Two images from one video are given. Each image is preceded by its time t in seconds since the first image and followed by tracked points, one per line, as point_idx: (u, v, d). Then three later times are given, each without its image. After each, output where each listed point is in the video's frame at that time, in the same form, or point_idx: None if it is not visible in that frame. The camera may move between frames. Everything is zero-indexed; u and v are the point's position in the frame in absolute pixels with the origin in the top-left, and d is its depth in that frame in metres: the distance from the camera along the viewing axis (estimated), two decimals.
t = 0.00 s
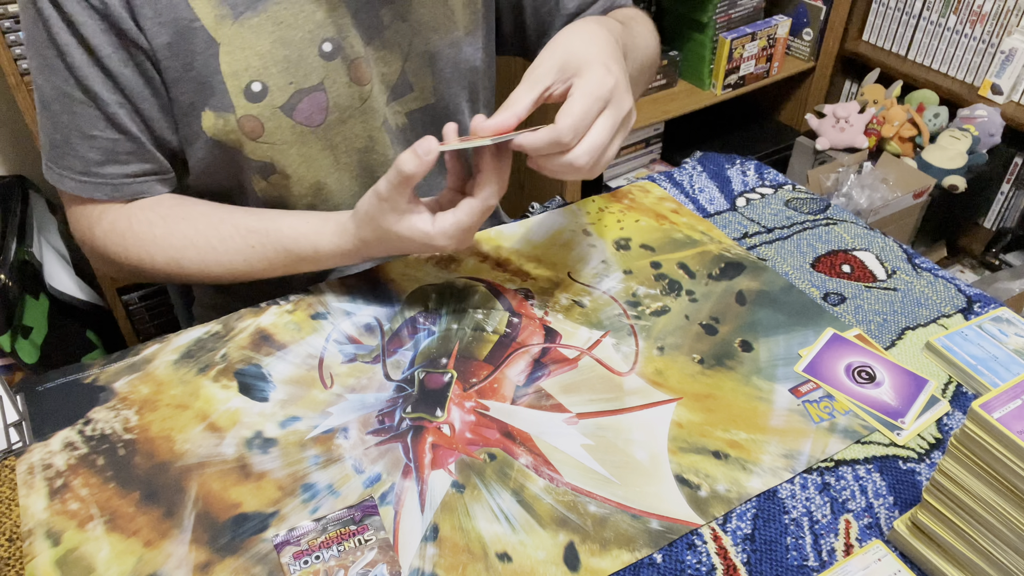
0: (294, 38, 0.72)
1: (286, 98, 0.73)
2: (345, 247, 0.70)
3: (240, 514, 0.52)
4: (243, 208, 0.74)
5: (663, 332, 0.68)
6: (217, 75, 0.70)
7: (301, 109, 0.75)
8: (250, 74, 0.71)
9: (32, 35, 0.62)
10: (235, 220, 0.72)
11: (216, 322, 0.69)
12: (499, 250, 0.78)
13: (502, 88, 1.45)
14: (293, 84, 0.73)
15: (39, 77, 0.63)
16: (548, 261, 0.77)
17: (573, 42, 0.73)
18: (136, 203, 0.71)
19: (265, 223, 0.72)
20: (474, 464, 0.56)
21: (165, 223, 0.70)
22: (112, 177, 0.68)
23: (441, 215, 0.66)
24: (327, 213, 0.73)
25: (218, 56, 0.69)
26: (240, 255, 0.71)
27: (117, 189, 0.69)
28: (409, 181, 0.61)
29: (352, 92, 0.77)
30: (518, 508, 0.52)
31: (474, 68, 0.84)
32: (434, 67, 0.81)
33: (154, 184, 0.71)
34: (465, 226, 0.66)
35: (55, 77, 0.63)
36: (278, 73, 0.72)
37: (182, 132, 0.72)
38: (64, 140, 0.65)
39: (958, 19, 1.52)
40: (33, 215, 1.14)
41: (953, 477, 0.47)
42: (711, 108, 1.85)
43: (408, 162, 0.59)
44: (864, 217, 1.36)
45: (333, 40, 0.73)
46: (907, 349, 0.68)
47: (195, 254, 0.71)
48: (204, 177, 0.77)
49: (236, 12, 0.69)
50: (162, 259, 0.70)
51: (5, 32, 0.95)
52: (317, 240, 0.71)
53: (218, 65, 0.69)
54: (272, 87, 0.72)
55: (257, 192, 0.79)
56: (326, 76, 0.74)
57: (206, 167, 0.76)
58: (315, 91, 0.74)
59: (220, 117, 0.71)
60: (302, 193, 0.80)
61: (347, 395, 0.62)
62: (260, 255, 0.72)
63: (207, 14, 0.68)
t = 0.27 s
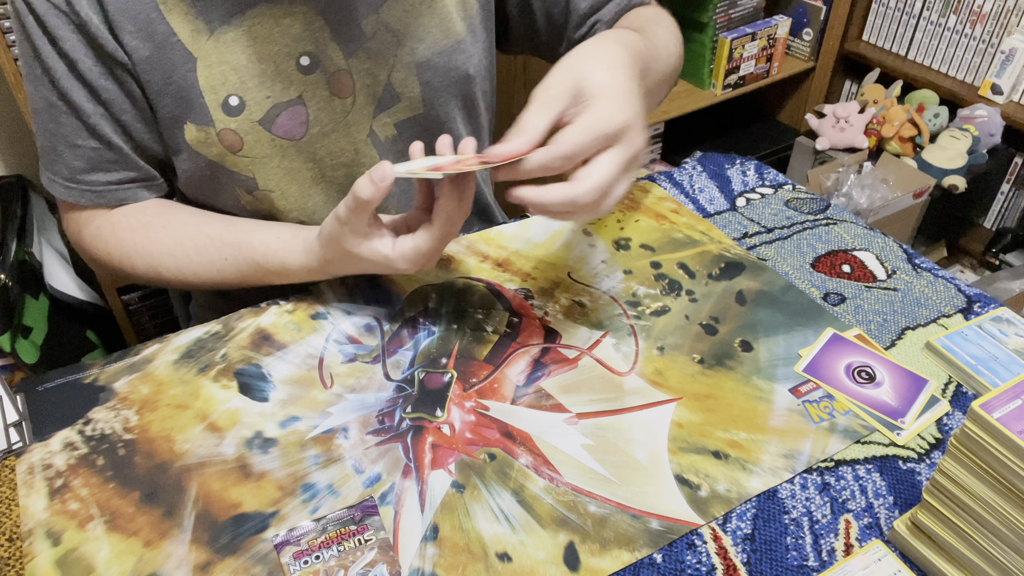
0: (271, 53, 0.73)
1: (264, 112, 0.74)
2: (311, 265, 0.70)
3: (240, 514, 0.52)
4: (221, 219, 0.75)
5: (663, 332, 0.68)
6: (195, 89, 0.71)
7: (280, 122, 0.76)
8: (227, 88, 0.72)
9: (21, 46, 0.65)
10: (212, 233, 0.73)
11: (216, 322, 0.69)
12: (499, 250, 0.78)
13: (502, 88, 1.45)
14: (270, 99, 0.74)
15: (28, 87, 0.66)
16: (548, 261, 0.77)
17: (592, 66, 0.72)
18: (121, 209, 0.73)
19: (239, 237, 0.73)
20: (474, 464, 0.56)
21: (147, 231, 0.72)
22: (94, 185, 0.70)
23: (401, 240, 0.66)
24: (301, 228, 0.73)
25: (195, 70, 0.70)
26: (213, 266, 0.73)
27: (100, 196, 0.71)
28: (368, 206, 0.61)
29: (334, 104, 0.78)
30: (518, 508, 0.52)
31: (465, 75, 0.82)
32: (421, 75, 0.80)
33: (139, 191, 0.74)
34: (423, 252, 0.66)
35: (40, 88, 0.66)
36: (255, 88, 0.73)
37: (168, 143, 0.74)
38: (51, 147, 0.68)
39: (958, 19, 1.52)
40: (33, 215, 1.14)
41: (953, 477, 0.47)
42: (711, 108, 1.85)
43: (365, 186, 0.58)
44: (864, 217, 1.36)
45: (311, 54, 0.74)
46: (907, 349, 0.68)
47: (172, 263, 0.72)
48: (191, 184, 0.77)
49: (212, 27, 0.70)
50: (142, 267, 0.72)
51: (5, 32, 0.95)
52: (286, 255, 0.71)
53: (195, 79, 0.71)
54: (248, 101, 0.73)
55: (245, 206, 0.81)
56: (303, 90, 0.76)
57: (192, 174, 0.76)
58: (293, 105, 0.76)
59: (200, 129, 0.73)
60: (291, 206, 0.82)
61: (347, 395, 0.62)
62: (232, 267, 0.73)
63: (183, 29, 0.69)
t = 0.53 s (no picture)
0: (257, 60, 0.73)
1: (251, 120, 0.75)
2: (286, 272, 0.69)
3: (240, 514, 0.52)
4: (207, 220, 0.75)
5: (663, 332, 0.68)
6: (183, 96, 0.71)
7: (268, 130, 0.76)
8: (214, 96, 0.72)
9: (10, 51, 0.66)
10: (196, 237, 0.73)
11: (216, 322, 0.69)
12: (499, 250, 0.78)
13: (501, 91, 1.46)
14: (258, 106, 0.74)
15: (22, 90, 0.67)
16: (547, 261, 0.77)
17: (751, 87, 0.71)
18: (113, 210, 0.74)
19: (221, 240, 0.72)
20: (474, 464, 0.56)
21: (135, 232, 0.73)
22: (83, 187, 0.71)
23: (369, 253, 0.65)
24: (281, 232, 0.72)
25: (183, 77, 0.70)
26: (197, 270, 0.72)
27: (91, 197, 0.72)
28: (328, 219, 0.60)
29: (323, 113, 0.78)
30: (518, 508, 0.52)
31: (458, 87, 0.83)
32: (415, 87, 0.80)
33: (130, 191, 0.75)
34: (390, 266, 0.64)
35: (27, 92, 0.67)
36: (243, 96, 0.73)
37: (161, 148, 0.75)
38: (40, 149, 0.69)
39: (958, 19, 1.52)
40: (33, 216, 1.14)
41: (953, 477, 0.47)
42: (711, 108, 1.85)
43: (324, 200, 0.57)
44: (864, 217, 1.36)
45: (298, 62, 0.74)
46: (907, 349, 0.68)
47: (157, 265, 0.73)
48: (184, 186, 0.78)
49: (198, 34, 0.70)
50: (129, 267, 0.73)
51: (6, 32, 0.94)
52: (263, 261, 0.70)
53: (183, 86, 0.71)
54: (236, 109, 0.73)
55: (235, 210, 0.81)
56: (291, 97, 0.76)
57: (183, 177, 0.76)
58: (282, 113, 0.76)
59: (189, 136, 0.73)
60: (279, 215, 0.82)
61: (347, 395, 0.62)
62: (215, 271, 0.72)
63: (171, 36, 0.69)
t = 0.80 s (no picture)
0: (275, 60, 0.74)
1: (269, 120, 0.76)
2: (294, 270, 0.68)
3: (240, 514, 0.52)
4: (211, 221, 0.74)
5: (663, 332, 0.68)
6: (198, 95, 0.72)
7: (284, 131, 0.77)
8: (230, 96, 0.73)
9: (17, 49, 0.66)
10: (201, 237, 0.72)
11: (216, 322, 0.69)
12: (499, 250, 0.78)
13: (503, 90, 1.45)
14: (275, 106, 0.75)
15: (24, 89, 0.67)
16: (547, 261, 0.77)
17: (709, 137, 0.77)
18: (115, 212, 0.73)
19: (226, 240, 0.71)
20: (474, 464, 0.56)
21: (137, 233, 0.72)
22: (88, 188, 0.71)
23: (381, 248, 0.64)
24: (287, 230, 0.71)
25: (199, 76, 0.71)
26: (202, 271, 0.72)
27: (94, 198, 0.71)
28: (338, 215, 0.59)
29: (338, 112, 0.79)
30: (518, 508, 0.52)
31: (469, 87, 0.84)
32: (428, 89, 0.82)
33: (133, 192, 0.74)
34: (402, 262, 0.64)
35: (34, 90, 0.66)
36: (260, 95, 0.74)
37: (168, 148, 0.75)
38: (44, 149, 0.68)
39: (958, 19, 1.52)
40: (33, 215, 1.14)
41: (953, 477, 0.47)
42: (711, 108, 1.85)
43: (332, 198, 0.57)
44: (864, 216, 1.36)
45: (316, 62, 0.76)
46: (907, 349, 0.68)
47: (161, 266, 0.72)
48: (189, 189, 0.78)
49: (216, 33, 0.71)
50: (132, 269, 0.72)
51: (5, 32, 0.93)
52: (270, 259, 0.69)
53: (198, 85, 0.71)
54: (253, 108, 0.74)
55: (244, 212, 0.81)
56: (308, 98, 0.77)
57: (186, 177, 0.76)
58: (298, 113, 0.77)
59: (203, 136, 0.73)
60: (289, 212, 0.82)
61: (347, 395, 0.62)
62: (220, 271, 0.71)
63: (188, 35, 0.70)
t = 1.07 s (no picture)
0: (311, 47, 0.71)
1: (302, 108, 0.73)
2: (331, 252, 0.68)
3: (240, 513, 0.52)
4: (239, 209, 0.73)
5: (663, 332, 0.68)
6: (231, 84, 0.69)
7: (316, 119, 0.74)
8: (264, 83, 0.70)
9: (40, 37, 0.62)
10: (230, 223, 0.71)
11: (216, 322, 0.69)
12: (499, 250, 0.78)
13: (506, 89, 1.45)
14: (308, 94, 0.72)
15: (48, 77, 0.63)
16: (548, 261, 0.77)
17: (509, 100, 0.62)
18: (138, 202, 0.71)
19: (258, 226, 0.70)
20: (474, 464, 0.56)
21: (164, 222, 0.70)
22: (115, 181, 0.68)
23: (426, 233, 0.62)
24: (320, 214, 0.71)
25: (232, 64, 0.68)
26: (233, 257, 0.70)
27: (119, 190, 0.69)
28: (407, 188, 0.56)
29: (366, 100, 0.76)
30: (518, 508, 0.52)
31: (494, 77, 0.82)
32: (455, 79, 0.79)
33: (159, 184, 0.71)
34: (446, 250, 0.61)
35: (62, 81, 0.63)
36: (294, 83, 0.71)
37: (194, 139, 0.72)
38: (69, 140, 0.65)
39: (958, 19, 1.52)
40: (33, 216, 1.14)
41: (953, 477, 0.47)
42: (711, 108, 1.85)
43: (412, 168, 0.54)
44: (865, 217, 1.36)
45: (349, 51, 0.73)
46: (907, 349, 0.68)
47: (189, 255, 0.70)
48: (207, 179, 0.76)
49: (252, 20, 0.68)
50: (160, 260, 0.70)
51: (5, 32, 0.91)
52: (306, 242, 0.69)
53: (231, 73, 0.69)
54: (286, 96, 0.71)
55: (260, 201, 0.79)
56: (341, 87, 0.74)
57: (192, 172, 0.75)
58: (330, 102, 0.74)
59: (233, 124, 0.71)
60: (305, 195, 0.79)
61: (347, 395, 0.62)
62: (251, 256, 0.70)
63: (222, 22, 0.67)
